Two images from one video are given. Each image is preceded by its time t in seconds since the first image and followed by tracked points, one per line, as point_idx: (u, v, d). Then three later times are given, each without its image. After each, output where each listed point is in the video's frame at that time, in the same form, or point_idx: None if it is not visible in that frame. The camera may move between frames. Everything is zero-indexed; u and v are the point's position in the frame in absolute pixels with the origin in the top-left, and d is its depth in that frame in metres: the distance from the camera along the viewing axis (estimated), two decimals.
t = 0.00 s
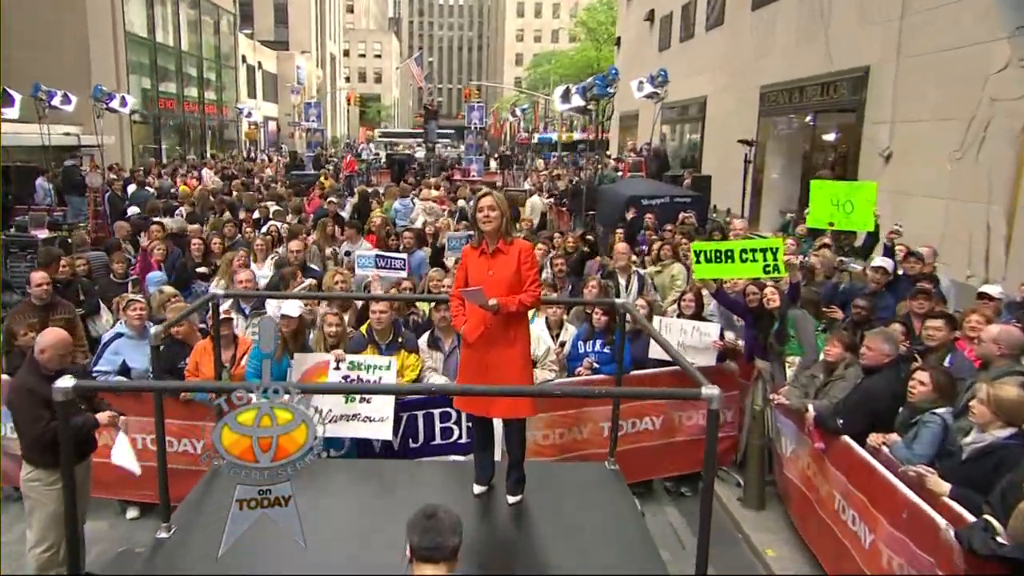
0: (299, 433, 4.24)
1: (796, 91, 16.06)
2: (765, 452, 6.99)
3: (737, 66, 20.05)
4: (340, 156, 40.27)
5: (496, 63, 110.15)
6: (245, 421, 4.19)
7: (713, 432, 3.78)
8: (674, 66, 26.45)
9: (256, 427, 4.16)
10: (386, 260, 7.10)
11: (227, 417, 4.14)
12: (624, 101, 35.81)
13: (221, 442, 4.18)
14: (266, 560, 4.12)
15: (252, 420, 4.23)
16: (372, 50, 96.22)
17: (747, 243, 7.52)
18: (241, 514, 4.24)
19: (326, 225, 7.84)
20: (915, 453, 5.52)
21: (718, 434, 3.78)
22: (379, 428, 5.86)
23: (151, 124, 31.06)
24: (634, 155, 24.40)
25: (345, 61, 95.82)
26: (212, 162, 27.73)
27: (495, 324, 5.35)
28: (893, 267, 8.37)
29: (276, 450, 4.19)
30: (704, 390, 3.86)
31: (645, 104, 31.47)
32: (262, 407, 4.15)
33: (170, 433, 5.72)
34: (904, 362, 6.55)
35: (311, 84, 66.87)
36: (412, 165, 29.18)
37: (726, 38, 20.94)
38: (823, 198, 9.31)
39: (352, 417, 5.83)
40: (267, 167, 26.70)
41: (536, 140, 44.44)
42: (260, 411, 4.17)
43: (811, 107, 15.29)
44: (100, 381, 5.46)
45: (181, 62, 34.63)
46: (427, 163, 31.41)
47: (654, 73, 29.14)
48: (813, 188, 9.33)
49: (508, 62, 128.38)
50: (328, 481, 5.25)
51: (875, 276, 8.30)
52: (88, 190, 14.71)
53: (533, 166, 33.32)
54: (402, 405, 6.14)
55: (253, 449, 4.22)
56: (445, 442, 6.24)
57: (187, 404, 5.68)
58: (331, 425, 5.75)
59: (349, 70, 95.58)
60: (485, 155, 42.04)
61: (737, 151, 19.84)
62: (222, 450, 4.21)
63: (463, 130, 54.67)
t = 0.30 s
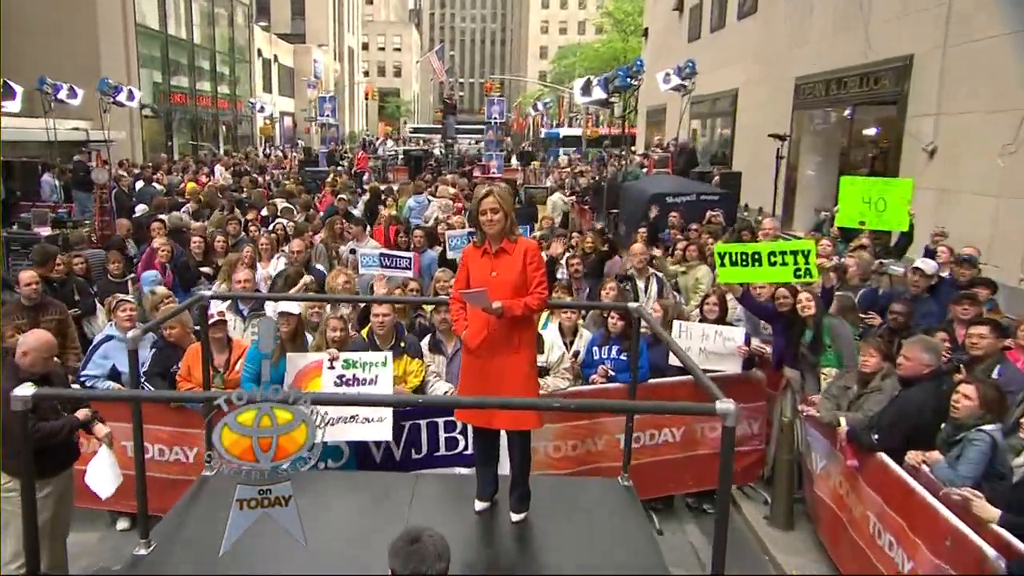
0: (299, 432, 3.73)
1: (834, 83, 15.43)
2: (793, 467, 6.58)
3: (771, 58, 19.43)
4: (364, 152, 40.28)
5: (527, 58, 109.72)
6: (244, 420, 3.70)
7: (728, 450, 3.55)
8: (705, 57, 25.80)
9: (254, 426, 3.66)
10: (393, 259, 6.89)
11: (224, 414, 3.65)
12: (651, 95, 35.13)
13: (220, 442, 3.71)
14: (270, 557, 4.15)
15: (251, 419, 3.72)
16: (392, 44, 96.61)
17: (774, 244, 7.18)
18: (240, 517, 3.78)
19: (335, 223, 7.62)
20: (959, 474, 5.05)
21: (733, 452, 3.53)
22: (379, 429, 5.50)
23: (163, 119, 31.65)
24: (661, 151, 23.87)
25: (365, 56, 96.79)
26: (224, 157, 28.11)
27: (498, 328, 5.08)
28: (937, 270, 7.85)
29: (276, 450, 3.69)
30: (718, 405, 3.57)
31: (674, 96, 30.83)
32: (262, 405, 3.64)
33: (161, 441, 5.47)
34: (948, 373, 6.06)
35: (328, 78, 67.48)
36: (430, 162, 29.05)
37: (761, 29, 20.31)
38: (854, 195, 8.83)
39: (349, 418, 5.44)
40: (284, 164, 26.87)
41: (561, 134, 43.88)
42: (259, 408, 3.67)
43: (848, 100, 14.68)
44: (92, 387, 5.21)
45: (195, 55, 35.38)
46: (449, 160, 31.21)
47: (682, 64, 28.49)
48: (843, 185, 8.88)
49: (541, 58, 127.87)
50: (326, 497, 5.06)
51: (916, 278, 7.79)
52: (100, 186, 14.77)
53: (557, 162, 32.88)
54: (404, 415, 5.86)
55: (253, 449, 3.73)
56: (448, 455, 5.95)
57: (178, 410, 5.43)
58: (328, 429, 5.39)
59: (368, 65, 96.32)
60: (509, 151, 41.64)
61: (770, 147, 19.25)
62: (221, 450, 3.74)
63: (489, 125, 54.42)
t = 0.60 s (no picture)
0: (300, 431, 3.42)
1: (871, 74, 14.83)
2: (824, 483, 6.15)
3: (806, 49, 18.81)
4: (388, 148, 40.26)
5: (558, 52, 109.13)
6: (244, 418, 3.39)
7: (744, 469, 3.29)
8: (736, 49, 25.18)
9: (254, 427, 3.35)
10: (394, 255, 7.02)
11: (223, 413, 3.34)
12: (679, 88, 34.51)
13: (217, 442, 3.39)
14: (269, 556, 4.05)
15: (251, 417, 3.41)
16: (410, 36, 97.24)
17: (805, 246, 6.76)
18: (241, 515, 3.83)
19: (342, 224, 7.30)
20: (1005, 498, 4.74)
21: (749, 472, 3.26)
22: (376, 441, 5.28)
23: (171, 113, 32.75)
24: (687, 147, 23.34)
25: (383, 49, 97.59)
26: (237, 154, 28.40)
27: (500, 334, 4.76)
28: (977, 271, 7.38)
29: (277, 450, 3.38)
30: (732, 421, 3.31)
31: (703, 88, 30.21)
32: (263, 405, 3.33)
33: (149, 450, 5.20)
34: (993, 386, 5.61)
35: (345, 72, 68.20)
36: (449, 158, 28.88)
37: (795, 19, 19.70)
38: (889, 193, 8.31)
39: (344, 433, 5.22)
40: (301, 161, 26.99)
41: (585, 129, 43.37)
42: (259, 407, 3.35)
43: (887, 92, 14.07)
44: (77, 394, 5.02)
45: (202, 48, 36.64)
46: (472, 157, 30.97)
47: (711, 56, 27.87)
48: (878, 183, 8.39)
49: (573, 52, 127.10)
50: (323, 499, 4.96)
51: (957, 281, 7.30)
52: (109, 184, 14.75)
53: (583, 158, 32.52)
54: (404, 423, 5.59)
55: (253, 449, 3.41)
56: (455, 468, 5.65)
57: (168, 417, 5.17)
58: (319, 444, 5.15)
59: (384, 57, 97.11)
60: (534, 146, 41.27)
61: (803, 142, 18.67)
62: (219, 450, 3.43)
63: (515, 118, 54.16)
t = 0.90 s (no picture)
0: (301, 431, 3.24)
1: (907, 65, 14.26)
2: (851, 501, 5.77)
3: (838, 39, 18.20)
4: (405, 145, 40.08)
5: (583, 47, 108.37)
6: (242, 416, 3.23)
7: (755, 491, 3.02)
8: (763, 40, 24.53)
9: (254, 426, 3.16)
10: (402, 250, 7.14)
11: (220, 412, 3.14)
12: (704, 81, 33.82)
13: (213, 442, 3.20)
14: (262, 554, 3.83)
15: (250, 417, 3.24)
16: (423, 27, 97.11)
17: (833, 247, 6.35)
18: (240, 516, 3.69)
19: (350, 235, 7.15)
20: None
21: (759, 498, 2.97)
22: (345, 471, 4.87)
23: (176, 106, 33.22)
24: (710, 143, 22.78)
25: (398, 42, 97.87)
26: (245, 151, 28.50)
27: (498, 342, 4.45)
28: (1016, 273, 6.90)
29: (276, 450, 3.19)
30: (741, 441, 3.00)
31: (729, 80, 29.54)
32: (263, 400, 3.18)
33: (133, 460, 4.96)
34: None
35: (357, 66, 69.08)
36: (463, 155, 28.61)
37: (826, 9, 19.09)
38: (926, 189, 7.84)
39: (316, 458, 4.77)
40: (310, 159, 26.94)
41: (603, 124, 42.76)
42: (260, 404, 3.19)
43: (923, 83, 13.50)
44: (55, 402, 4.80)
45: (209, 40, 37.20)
46: (488, 153, 30.62)
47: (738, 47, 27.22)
48: (914, 179, 7.92)
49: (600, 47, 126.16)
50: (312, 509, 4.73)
51: (995, 284, 6.87)
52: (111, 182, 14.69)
53: (603, 154, 32.06)
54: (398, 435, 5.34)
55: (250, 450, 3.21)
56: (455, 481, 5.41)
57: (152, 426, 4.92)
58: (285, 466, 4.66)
59: (397, 50, 97.65)
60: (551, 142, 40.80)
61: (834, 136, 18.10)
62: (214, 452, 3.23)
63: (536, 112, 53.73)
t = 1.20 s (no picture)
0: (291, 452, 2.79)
1: (941, 55, 13.68)
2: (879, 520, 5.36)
3: (868, 30, 17.61)
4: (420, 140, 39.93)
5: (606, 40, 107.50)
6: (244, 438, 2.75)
7: (764, 519, 2.72)
8: (789, 31, 23.90)
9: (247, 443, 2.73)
10: (404, 247, 7.33)
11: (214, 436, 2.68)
12: (727, 72, 33.15)
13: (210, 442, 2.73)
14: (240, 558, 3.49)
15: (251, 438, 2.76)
16: (434, 19, 97.04)
17: (857, 250, 5.98)
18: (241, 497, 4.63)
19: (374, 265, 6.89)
20: None
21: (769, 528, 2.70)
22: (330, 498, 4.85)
23: (177, 101, 34.04)
24: (731, 138, 22.25)
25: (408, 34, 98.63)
26: (255, 146, 28.58)
27: (493, 350, 4.17)
28: None
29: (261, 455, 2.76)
30: (749, 463, 2.77)
31: (753, 71, 28.86)
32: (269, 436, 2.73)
33: (113, 472, 4.70)
34: None
35: (365, 57, 70.27)
36: (476, 150, 28.35)
37: None
38: (963, 186, 7.39)
39: (296, 484, 4.74)
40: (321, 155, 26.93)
41: (620, 118, 42.17)
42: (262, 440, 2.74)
43: (958, 74, 12.94)
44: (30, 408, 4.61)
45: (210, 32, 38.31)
46: (503, 148, 30.31)
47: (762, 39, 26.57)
48: (947, 176, 7.49)
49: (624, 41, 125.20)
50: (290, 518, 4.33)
51: None
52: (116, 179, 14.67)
53: (622, 150, 31.60)
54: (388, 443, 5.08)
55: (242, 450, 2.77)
56: (453, 493, 5.16)
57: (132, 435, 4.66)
58: (263, 493, 4.65)
59: (409, 42, 98.22)
60: (569, 136, 40.34)
61: (863, 129, 17.52)
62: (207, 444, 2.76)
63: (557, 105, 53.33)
